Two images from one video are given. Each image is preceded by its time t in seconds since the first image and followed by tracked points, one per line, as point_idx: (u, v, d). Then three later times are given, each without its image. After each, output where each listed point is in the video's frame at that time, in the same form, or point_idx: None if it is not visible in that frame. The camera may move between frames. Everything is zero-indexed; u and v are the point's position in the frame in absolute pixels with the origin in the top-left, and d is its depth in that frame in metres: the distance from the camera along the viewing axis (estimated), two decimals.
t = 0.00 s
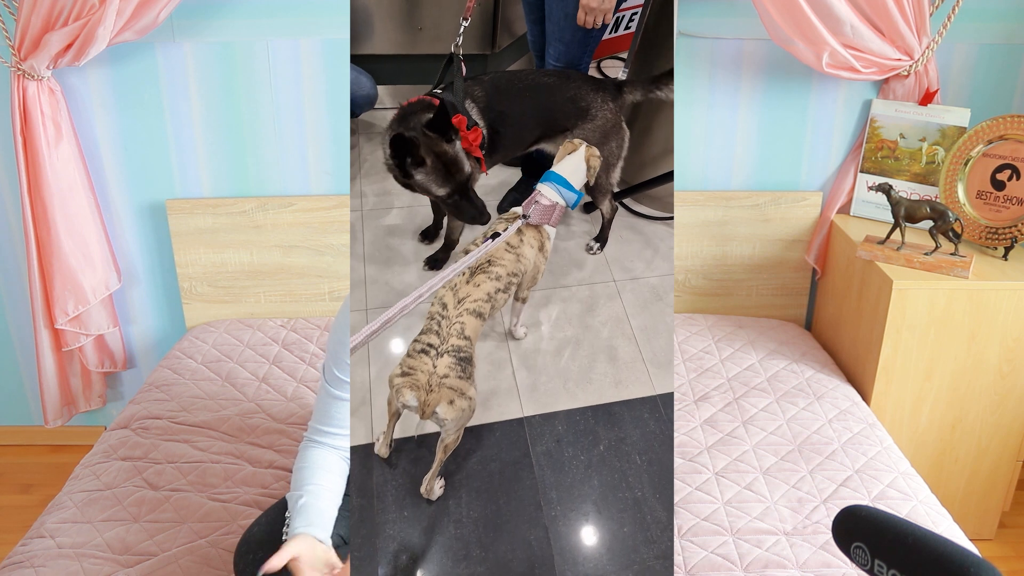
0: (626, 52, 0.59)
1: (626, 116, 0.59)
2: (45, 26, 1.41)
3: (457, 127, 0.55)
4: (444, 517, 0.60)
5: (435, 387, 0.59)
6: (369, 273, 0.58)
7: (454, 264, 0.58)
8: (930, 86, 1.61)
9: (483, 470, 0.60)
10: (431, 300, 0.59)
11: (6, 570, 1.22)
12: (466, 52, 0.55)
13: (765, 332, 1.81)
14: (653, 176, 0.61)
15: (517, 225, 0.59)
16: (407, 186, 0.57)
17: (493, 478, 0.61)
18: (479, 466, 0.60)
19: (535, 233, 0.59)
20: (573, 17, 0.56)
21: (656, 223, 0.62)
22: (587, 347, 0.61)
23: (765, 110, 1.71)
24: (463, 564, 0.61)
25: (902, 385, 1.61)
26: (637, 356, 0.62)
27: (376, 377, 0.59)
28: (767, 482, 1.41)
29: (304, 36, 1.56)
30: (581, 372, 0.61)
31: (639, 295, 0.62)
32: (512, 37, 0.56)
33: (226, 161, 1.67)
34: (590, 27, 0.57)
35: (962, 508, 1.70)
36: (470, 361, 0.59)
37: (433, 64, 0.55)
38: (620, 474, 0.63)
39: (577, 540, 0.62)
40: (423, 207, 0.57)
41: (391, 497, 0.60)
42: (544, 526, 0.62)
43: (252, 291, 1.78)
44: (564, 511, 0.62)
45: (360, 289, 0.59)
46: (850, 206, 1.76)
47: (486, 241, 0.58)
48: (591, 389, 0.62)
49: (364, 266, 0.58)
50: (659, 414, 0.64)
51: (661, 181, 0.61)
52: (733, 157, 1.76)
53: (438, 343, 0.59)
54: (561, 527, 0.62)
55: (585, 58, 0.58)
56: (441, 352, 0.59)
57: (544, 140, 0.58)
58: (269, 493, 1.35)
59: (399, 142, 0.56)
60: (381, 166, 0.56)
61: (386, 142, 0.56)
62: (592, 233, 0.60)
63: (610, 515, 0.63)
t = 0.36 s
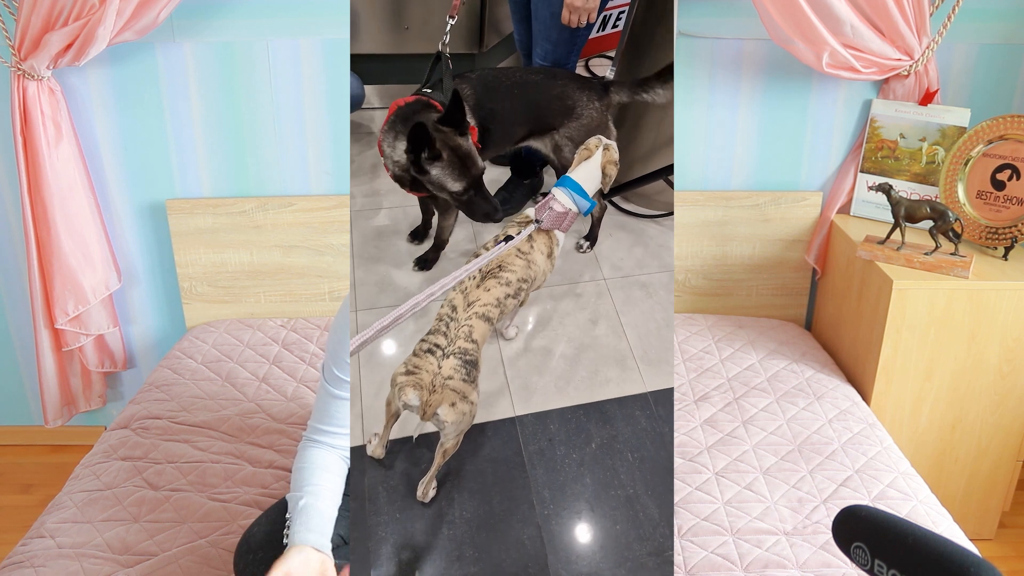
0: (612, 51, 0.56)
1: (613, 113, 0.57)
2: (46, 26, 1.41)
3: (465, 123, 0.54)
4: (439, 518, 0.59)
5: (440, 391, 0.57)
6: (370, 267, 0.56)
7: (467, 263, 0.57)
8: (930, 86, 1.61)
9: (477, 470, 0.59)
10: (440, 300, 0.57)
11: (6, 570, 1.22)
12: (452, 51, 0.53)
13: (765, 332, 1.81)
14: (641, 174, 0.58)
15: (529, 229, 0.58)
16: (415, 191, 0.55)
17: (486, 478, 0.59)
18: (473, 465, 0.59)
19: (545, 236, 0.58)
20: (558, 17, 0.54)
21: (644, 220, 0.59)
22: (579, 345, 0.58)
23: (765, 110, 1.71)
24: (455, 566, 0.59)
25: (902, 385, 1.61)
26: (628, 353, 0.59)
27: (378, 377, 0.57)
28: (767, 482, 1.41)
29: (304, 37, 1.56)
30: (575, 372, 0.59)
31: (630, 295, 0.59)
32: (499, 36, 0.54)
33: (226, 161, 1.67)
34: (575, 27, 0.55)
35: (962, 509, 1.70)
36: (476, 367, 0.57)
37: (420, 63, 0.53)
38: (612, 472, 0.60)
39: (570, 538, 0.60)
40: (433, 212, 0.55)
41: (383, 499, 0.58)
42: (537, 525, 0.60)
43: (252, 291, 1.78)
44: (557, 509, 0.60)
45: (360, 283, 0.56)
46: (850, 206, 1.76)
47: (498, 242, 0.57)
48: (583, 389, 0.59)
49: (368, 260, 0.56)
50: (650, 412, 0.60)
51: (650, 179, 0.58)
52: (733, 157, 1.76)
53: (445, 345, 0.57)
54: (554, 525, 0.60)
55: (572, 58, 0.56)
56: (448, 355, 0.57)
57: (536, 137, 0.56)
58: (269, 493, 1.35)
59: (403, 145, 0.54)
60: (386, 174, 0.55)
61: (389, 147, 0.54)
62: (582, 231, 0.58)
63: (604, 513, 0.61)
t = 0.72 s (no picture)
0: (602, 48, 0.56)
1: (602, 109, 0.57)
2: (46, 26, 1.41)
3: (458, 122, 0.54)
4: (435, 518, 0.59)
5: (439, 379, 0.57)
6: (365, 266, 0.56)
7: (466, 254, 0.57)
8: (930, 86, 1.61)
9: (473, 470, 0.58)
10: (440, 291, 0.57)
11: (6, 570, 1.22)
12: (440, 49, 0.53)
13: (765, 332, 1.81)
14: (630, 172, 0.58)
15: (531, 217, 0.57)
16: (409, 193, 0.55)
17: (480, 478, 0.59)
18: (466, 465, 0.58)
19: (545, 227, 0.57)
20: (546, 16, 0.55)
21: (636, 218, 0.58)
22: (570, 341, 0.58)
23: (765, 110, 1.71)
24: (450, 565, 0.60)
25: (902, 385, 1.61)
26: (621, 352, 0.59)
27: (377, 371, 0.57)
28: (767, 482, 1.41)
29: (304, 37, 1.56)
30: (569, 370, 0.58)
31: (622, 291, 0.59)
32: (487, 35, 0.54)
33: (226, 161, 1.67)
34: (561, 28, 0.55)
35: (962, 508, 1.70)
36: (474, 358, 0.57)
37: (409, 63, 0.53)
38: (606, 469, 0.60)
39: (564, 535, 0.60)
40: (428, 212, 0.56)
41: (376, 499, 0.59)
42: (531, 524, 0.60)
43: (252, 291, 1.78)
44: (550, 507, 0.59)
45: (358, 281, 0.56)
46: (850, 207, 1.76)
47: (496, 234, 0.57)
48: (576, 386, 0.59)
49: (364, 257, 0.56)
50: (643, 409, 0.60)
51: (637, 177, 0.58)
52: (733, 157, 1.76)
53: (444, 334, 0.57)
54: (549, 523, 0.60)
55: (559, 57, 0.56)
56: (446, 344, 0.57)
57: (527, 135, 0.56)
58: (269, 493, 1.35)
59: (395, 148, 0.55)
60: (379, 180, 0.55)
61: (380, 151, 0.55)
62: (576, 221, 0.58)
63: (599, 509, 0.60)
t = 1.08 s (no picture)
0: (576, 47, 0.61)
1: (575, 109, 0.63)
2: (45, 26, 1.41)
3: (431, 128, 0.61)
4: (429, 521, 0.66)
5: (438, 363, 0.64)
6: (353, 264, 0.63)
7: (461, 251, 0.64)
8: (930, 86, 1.61)
9: (463, 486, 0.66)
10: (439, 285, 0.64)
11: (6, 570, 1.22)
12: (409, 51, 0.59)
13: (765, 332, 1.80)
14: (613, 168, 0.64)
15: (529, 208, 0.64)
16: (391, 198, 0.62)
17: (469, 484, 0.66)
18: (457, 476, 0.66)
19: (541, 213, 0.64)
20: (519, 18, 0.60)
21: (619, 215, 0.65)
22: (557, 340, 0.64)
23: (765, 111, 1.71)
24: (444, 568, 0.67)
25: (902, 385, 1.61)
26: (606, 350, 0.65)
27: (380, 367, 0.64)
28: (767, 482, 1.41)
29: (304, 36, 1.56)
30: (557, 370, 0.65)
31: (605, 288, 0.65)
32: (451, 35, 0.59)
33: (227, 161, 1.67)
34: (539, 27, 0.61)
35: (962, 508, 1.70)
36: (473, 346, 0.64)
37: (382, 65, 0.60)
38: (594, 467, 0.67)
39: (557, 534, 0.67)
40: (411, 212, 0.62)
41: (364, 510, 0.66)
42: (521, 525, 0.67)
43: (252, 291, 1.78)
44: (540, 508, 0.66)
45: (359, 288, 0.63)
46: (850, 207, 1.76)
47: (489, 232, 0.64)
48: (565, 386, 0.65)
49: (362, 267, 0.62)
50: (629, 404, 0.67)
51: (619, 174, 0.64)
52: (733, 157, 1.76)
53: (442, 322, 0.64)
54: (538, 523, 0.67)
55: (536, 56, 0.61)
56: (445, 332, 0.64)
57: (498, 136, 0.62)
58: (269, 493, 1.35)
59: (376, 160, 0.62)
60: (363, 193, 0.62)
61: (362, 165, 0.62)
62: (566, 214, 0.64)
63: (589, 508, 0.67)
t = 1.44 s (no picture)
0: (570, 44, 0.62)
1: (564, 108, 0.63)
2: (45, 26, 1.41)
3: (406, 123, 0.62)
4: (426, 524, 0.69)
5: (434, 368, 0.66)
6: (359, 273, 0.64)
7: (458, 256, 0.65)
8: (930, 86, 1.61)
9: (460, 490, 0.68)
10: (434, 289, 0.65)
11: (6, 570, 1.22)
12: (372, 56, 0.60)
13: (765, 332, 1.80)
14: (605, 168, 0.65)
15: (527, 212, 0.65)
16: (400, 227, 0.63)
17: (466, 488, 0.68)
18: (454, 481, 0.68)
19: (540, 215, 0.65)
20: (511, 20, 0.62)
21: (609, 215, 0.65)
22: (553, 341, 0.66)
23: (765, 111, 1.71)
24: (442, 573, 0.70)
25: (902, 385, 1.61)
26: (601, 351, 0.67)
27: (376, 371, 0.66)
28: (767, 482, 1.41)
29: (304, 36, 1.56)
30: (551, 374, 0.67)
31: (599, 288, 0.66)
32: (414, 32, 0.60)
33: (226, 161, 1.67)
34: (531, 32, 0.62)
35: (962, 508, 1.70)
36: (469, 349, 0.66)
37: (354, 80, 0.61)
38: (591, 469, 0.69)
39: (554, 533, 0.69)
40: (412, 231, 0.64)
41: (361, 514, 0.69)
42: (519, 528, 0.69)
43: (252, 291, 1.78)
44: (537, 509, 0.69)
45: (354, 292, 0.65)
46: (850, 206, 1.76)
47: (486, 236, 0.65)
48: (560, 387, 0.67)
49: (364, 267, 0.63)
50: (624, 404, 0.68)
51: (611, 175, 0.65)
52: (733, 157, 1.76)
53: (439, 326, 0.66)
54: (537, 525, 0.69)
55: (526, 57, 0.62)
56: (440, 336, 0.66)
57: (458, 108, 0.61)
58: (269, 493, 1.35)
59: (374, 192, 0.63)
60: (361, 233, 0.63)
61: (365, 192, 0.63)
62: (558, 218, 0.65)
63: (585, 509, 0.69)
